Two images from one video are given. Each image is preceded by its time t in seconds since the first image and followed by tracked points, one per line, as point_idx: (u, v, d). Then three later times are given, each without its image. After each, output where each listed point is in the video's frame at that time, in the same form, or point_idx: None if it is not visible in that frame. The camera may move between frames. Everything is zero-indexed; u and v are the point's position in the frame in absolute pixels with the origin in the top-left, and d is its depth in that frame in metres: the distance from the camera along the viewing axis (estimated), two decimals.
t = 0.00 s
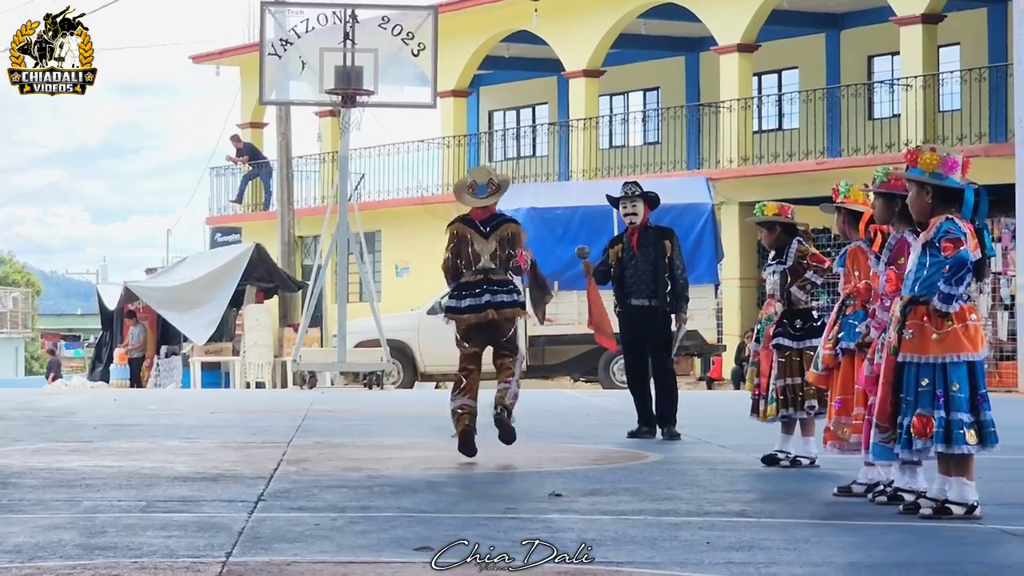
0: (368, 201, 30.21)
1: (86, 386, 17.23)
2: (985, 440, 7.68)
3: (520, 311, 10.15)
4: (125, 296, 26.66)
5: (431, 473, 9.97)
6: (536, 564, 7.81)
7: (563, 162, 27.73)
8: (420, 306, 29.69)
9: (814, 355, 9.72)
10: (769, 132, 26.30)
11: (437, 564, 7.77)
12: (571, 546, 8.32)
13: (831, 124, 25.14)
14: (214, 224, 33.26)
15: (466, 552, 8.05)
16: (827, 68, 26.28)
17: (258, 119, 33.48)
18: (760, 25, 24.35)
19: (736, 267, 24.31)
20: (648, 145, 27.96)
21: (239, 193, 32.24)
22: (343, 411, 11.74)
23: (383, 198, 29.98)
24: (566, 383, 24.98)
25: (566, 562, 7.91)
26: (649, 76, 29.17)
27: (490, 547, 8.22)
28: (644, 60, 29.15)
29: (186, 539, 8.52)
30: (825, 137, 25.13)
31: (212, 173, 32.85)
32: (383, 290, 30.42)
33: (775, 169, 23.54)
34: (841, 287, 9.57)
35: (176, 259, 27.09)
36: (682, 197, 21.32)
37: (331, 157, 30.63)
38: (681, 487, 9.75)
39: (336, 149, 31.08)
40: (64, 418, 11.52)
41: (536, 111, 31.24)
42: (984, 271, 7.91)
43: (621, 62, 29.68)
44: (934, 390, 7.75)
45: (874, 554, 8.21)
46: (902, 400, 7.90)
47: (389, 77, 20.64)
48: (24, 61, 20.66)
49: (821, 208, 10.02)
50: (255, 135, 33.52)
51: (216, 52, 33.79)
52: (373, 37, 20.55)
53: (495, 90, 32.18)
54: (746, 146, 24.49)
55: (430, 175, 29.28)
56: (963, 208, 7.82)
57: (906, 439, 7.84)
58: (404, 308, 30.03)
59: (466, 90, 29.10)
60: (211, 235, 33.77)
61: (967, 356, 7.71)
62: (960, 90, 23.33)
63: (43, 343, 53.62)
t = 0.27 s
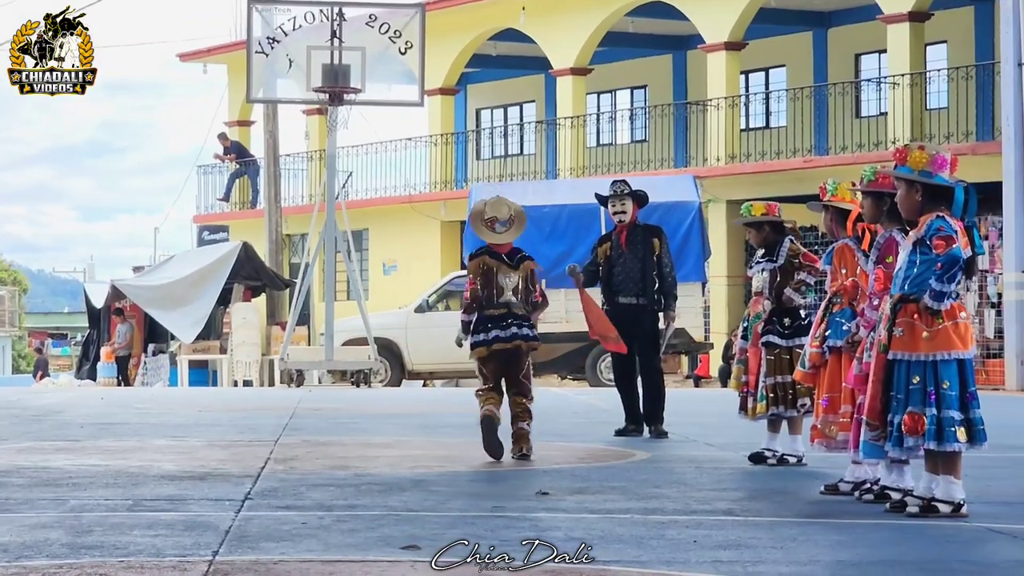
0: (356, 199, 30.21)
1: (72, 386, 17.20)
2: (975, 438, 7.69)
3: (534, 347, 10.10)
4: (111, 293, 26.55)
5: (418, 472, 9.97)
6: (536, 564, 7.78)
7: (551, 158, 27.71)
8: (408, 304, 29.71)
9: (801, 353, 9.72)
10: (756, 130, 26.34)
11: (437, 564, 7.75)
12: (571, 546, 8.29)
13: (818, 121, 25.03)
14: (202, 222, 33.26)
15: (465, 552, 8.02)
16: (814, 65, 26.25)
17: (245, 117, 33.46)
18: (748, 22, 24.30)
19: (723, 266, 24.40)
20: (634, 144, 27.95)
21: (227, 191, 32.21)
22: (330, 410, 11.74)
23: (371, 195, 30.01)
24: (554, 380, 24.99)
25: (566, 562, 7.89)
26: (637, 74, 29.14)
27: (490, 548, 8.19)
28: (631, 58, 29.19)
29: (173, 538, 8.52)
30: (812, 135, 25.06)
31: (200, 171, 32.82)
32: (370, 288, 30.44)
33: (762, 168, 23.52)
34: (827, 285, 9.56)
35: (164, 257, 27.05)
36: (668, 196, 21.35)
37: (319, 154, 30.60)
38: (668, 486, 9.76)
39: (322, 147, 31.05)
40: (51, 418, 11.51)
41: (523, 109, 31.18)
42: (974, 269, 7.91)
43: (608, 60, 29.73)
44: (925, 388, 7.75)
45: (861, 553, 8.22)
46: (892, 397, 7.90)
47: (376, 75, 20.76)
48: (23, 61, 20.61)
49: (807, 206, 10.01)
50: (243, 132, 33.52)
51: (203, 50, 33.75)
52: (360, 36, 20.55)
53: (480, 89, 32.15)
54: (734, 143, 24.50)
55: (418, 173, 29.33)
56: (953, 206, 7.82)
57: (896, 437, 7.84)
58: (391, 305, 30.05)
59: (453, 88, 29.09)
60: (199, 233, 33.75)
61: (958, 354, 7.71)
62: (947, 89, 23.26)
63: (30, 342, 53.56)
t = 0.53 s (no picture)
0: (347, 199, 30.20)
1: (64, 386, 17.17)
2: (967, 438, 7.69)
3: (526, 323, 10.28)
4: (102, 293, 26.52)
5: (409, 471, 9.97)
6: (536, 563, 7.78)
7: (542, 159, 27.71)
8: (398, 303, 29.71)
9: (793, 353, 9.72)
10: (748, 131, 26.24)
11: (437, 564, 7.74)
12: (571, 546, 8.29)
13: (809, 119, 25.08)
14: (193, 223, 33.24)
15: (465, 553, 8.01)
16: (805, 65, 26.28)
17: (236, 117, 33.45)
18: (739, 22, 24.30)
19: (714, 266, 24.36)
20: (625, 144, 27.95)
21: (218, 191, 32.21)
22: (321, 409, 11.74)
23: (362, 196, 29.99)
24: (545, 381, 24.98)
25: (566, 562, 7.88)
26: (628, 74, 29.14)
27: (491, 548, 8.18)
28: (622, 58, 29.17)
29: (164, 538, 8.51)
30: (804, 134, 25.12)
31: (190, 172, 32.80)
32: (362, 287, 30.44)
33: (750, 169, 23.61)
34: (819, 285, 9.59)
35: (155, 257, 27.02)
36: (660, 196, 21.43)
37: (310, 155, 30.61)
38: (659, 485, 9.76)
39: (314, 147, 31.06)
40: (42, 417, 11.50)
41: (514, 110, 31.10)
42: (967, 269, 7.91)
43: (598, 59, 29.68)
44: (919, 387, 7.74)
45: (852, 552, 8.23)
46: (884, 397, 7.89)
47: (367, 75, 20.85)
48: (24, 60, 20.57)
49: (800, 207, 10.04)
50: (234, 133, 33.51)
51: (194, 50, 33.75)
52: (352, 36, 20.70)
53: (472, 89, 32.17)
54: (724, 144, 24.51)
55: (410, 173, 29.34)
56: (947, 205, 7.83)
57: (889, 436, 7.85)
58: (382, 305, 30.05)
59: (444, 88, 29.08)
60: (190, 234, 33.76)
61: (951, 354, 7.71)
62: (938, 89, 23.26)
63: (22, 343, 53.50)
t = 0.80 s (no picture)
0: (339, 200, 30.15)
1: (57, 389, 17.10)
2: (960, 438, 7.68)
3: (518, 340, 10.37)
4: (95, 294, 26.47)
5: (402, 472, 9.97)
6: (537, 563, 7.81)
7: (534, 159, 27.69)
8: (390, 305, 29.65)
9: (786, 354, 9.72)
10: (740, 132, 26.22)
11: (438, 564, 7.77)
12: (572, 546, 8.33)
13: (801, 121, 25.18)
14: (185, 223, 33.20)
15: (466, 552, 8.05)
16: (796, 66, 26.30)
17: (228, 118, 33.41)
18: (731, 24, 24.28)
19: (707, 267, 24.31)
20: (617, 144, 27.93)
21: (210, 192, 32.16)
22: (314, 410, 11.73)
23: (355, 196, 29.97)
24: (537, 381, 24.96)
25: (566, 562, 7.92)
26: (620, 75, 29.13)
27: (491, 547, 8.21)
28: (617, 58, 29.14)
29: (157, 539, 8.50)
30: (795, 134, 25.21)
31: (183, 172, 32.75)
32: (354, 288, 30.38)
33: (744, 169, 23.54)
34: (812, 286, 9.58)
35: (146, 258, 26.97)
36: (652, 196, 21.30)
37: (302, 155, 30.63)
38: (652, 486, 9.76)
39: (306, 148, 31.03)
40: (34, 419, 11.48)
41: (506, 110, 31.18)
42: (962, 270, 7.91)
43: (590, 61, 29.72)
44: (911, 388, 7.75)
45: (843, 553, 8.23)
46: (877, 398, 7.90)
47: (359, 76, 20.81)
48: (24, 60, 20.46)
49: (794, 208, 10.00)
50: (226, 134, 33.48)
51: (186, 51, 33.72)
52: (343, 37, 20.58)
53: (464, 90, 32.18)
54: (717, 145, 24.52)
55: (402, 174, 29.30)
56: (941, 206, 7.80)
57: (881, 437, 7.85)
58: (375, 306, 29.99)
59: (437, 89, 29.08)
60: (182, 234, 33.72)
61: (944, 354, 7.71)
62: (930, 89, 23.26)
63: (13, 345, 53.39)
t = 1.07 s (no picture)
0: (331, 202, 30.14)
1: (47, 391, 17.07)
2: (954, 439, 7.66)
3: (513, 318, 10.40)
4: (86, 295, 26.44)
5: (392, 474, 9.97)
6: (536, 564, 7.87)
7: (525, 161, 27.66)
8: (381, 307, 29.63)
9: (777, 355, 9.65)
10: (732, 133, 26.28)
11: (437, 564, 7.83)
12: (571, 546, 8.39)
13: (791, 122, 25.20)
14: (176, 225, 33.17)
15: (466, 552, 8.11)
16: (787, 67, 26.34)
17: (219, 120, 33.41)
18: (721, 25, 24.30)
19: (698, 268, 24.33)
20: (608, 146, 27.91)
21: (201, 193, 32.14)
22: (304, 412, 11.73)
23: (347, 199, 29.93)
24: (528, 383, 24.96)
25: (565, 562, 7.98)
26: (611, 77, 29.14)
27: (490, 548, 8.26)
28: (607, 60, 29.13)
29: (147, 541, 8.50)
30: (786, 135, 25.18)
31: (174, 174, 32.73)
32: (344, 290, 30.36)
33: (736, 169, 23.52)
34: (803, 288, 9.54)
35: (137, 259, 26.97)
36: (643, 198, 21.34)
37: (293, 156, 30.77)
38: (642, 488, 9.76)
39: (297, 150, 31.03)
40: (24, 421, 11.48)
41: (498, 111, 31.23)
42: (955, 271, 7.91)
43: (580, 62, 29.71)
44: (906, 389, 7.72)
45: (834, 555, 8.23)
46: (873, 400, 7.87)
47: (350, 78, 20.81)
48: (25, 60, 20.39)
49: (783, 209, 9.93)
50: (217, 136, 33.49)
51: (177, 53, 33.73)
52: (334, 38, 20.64)
53: (455, 91, 32.19)
54: (708, 146, 24.52)
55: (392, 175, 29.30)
56: (932, 207, 7.78)
57: (878, 438, 7.78)
58: (366, 308, 29.98)
59: (428, 90, 29.11)
60: (173, 236, 33.69)
61: (938, 355, 7.70)
62: (921, 91, 23.26)
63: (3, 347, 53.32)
